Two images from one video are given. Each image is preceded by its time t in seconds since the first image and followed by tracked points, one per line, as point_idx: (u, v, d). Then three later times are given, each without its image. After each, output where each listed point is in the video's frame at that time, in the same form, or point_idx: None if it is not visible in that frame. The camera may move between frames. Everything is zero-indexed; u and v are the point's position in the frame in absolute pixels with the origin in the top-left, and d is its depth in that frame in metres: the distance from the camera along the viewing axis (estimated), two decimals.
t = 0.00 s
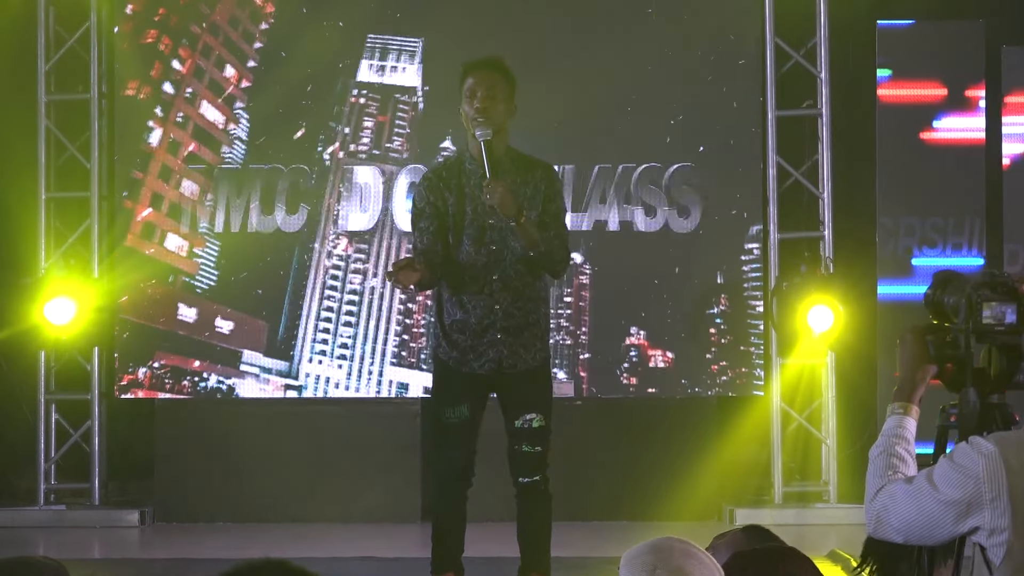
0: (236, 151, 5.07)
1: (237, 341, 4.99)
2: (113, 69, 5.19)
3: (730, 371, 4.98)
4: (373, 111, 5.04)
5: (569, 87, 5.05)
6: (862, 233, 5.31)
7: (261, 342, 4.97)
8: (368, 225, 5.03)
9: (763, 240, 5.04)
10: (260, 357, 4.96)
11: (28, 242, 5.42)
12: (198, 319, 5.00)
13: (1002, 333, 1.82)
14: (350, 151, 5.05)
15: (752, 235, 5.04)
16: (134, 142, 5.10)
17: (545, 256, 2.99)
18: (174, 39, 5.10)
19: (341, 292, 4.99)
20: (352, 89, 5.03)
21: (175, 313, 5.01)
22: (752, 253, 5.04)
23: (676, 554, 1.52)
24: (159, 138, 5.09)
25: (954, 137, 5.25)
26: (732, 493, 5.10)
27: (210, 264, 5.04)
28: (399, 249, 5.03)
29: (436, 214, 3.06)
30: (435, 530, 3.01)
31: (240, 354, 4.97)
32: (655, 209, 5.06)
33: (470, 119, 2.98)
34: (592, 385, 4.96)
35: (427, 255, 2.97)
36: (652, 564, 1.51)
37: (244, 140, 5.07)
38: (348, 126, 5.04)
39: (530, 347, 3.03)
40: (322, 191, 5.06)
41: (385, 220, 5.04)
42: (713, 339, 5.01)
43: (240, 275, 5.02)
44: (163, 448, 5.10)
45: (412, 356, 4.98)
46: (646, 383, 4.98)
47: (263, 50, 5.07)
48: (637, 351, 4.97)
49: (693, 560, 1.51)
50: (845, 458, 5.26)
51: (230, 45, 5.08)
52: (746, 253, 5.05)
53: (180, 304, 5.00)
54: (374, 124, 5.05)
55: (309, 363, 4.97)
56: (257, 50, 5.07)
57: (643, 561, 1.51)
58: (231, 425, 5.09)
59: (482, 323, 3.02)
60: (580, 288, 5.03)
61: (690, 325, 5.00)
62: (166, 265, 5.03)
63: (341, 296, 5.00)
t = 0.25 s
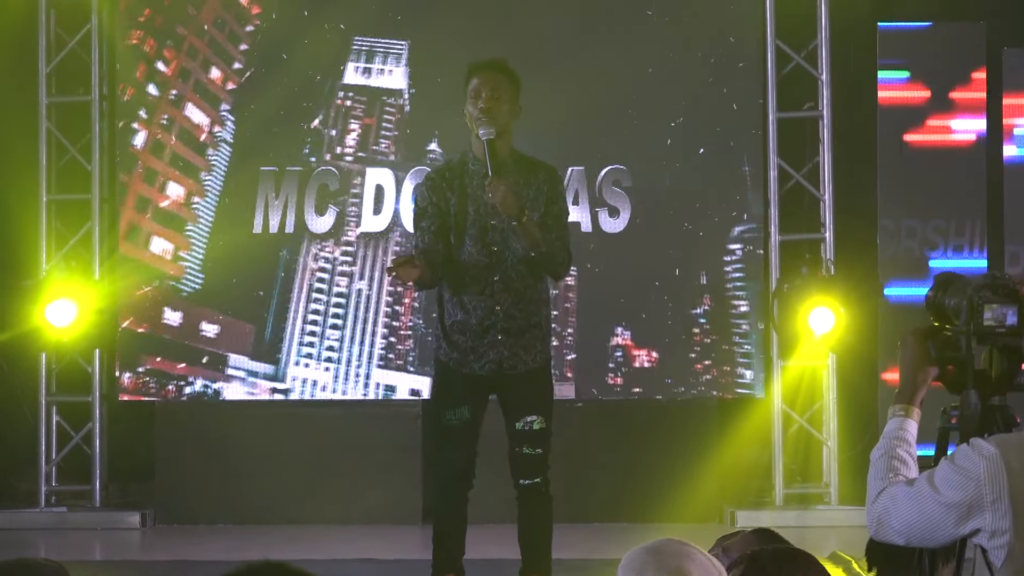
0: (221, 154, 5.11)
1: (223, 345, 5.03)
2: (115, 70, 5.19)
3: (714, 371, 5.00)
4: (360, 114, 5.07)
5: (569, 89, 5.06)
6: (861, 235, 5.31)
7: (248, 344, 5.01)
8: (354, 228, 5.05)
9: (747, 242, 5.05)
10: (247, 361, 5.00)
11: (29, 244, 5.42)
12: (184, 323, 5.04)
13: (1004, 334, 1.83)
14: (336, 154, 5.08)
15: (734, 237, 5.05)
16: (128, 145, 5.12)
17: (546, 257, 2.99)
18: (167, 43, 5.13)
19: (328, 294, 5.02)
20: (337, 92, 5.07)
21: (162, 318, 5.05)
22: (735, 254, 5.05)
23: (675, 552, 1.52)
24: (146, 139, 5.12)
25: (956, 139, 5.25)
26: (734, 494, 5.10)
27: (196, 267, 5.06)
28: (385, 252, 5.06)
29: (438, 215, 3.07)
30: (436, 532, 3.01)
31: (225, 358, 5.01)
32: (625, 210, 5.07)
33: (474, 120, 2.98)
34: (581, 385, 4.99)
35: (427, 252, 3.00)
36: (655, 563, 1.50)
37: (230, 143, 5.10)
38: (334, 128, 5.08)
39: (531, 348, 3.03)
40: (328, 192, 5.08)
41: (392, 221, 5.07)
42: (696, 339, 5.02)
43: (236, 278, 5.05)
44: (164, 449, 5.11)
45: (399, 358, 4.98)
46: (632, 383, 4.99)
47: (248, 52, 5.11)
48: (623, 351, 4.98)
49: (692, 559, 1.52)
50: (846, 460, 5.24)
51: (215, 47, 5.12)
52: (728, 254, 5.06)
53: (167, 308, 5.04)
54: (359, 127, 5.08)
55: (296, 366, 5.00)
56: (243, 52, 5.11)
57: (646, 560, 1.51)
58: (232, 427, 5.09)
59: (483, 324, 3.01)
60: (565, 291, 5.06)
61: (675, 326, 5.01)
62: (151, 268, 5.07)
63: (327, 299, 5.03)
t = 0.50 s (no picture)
0: (207, 155, 5.14)
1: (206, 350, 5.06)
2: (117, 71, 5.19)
3: (695, 368, 5.01)
4: (345, 115, 5.11)
5: (572, 91, 5.08)
6: (863, 236, 5.35)
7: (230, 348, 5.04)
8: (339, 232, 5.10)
9: (727, 243, 5.07)
10: (231, 364, 5.03)
11: (32, 245, 5.43)
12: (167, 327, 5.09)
13: (1006, 336, 1.82)
14: (321, 156, 5.13)
15: (716, 238, 5.08)
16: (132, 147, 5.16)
17: (549, 258, 2.98)
18: (166, 46, 5.18)
19: (313, 297, 5.07)
20: (323, 93, 5.11)
21: (144, 322, 5.10)
22: (717, 255, 5.07)
23: (669, 547, 1.53)
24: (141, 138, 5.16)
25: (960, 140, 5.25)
26: (736, 496, 5.10)
27: (179, 271, 5.11)
28: (371, 253, 5.09)
29: (442, 215, 3.05)
30: (440, 534, 3.00)
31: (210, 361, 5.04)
32: (626, 211, 5.09)
33: (480, 120, 2.97)
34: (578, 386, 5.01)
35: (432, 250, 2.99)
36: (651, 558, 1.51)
37: (215, 145, 5.13)
38: (319, 129, 5.12)
39: (534, 350, 3.03)
40: (332, 193, 5.12)
41: (395, 222, 5.11)
42: (680, 338, 5.04)
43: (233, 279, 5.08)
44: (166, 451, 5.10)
45: (384, 360, 5.03)
46: (616, 383, 5.02)
47: (235, 53, 5.15)
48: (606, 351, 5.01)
49: (686, 554, 1.52)
50: (850, 461, 5.26)
51: (200, 48, 5.16)
52: (711, 255, 5.08)
53: (150, 312, 5.10)
54: (345, 128, 5.12)
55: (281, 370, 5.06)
56: (229, 53, 5.15)
57: (641, 556, 1.52)
58: (235, 428, 5.09)
59: (486, 325, 3.02)
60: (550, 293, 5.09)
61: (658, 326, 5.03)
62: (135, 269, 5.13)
63: (312, 302, 5.07)
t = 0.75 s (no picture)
0: (195, 156, 5.17)
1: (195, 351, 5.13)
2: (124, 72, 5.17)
3: (684, 366, 5.09)
4: (335, 116, 5.14)
5: (579, 91, 5.09)
6: (872, 235, 5.28)
7: (223, 348, 5.11)
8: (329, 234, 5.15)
9: (716, 242, 5.09)
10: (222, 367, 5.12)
11: (38, 246, 5.43)
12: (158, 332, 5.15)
13: (1014, 337, 1.77)
14: (312, 157, 5.16)
15: (704, 237, 5.10)
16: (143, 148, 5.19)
17: (556, 259, 2.98)
18: (171, 47, 5.20)
19: (304, 299, 5.14)
20: (313, 94, 5.14)
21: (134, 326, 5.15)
22: (705, 254, 5.10)
23: (669, 547, 1.54)
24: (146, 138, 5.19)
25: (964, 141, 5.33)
26: (743, 496, 5.07)
27: (167, 273, 5.16)
28: (362, 254, 5.15)
29: (451, 214, 3.06)
30: (448, 534, 3.00)
31: (201, 364, 5.12)
32: (633, 211, 5.12)
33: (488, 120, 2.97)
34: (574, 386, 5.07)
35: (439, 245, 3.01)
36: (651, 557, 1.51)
37: (204, 145, 5.16)
38: (310, 130, 5.15)
39: (541, 350, 3.03)
40: (339, 193, 5.15)
41: (403, 222, 5.15)
42: (668, 336, 5.10)
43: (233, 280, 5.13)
44: (172, 451, 5.10)
45: (375, 361, 5.12)
46: (606, 382, 5.08)
47: (225, 53, 5.17)
48: (597, 350, 5.07)
49: (686, 554, 1.53)
50: (857, 461, 5.21)
51: (190, 47, 5.18)
52: (700, 255, 5.10)
53: (138, 315, 5.15)
54: (335, 129, 5.15)
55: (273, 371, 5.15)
56: (219, 53, 5.17)
57: (642, 554, 1.52)
58: (238, 429, 5.07)
59: (494, 325, 3.01)
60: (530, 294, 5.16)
61: (648, 325, 5.08)
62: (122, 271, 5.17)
63: (303, 303, 5.14)
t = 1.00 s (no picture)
0: (176, 156, 5.18)
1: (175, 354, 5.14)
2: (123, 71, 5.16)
3: (663, 362, 5.09)
4: (318, 116, 5.16)
5: (579, 90, 5.09)
6: (871, 235, 5.27)
7: (201, 351, 5.14)
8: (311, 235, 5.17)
9: (695, 241, 5.11)
10: (202, 369, 5.13)
11: (38, 246, 5.43)
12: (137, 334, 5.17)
13: (1013, 337, 1.74)
14: (293, 157, 5.19)
15: (683, 236, 5.11)
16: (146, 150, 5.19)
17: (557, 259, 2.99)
18: (170, 47, 5.19)
19: (286, 301, 5.17)
20: (296, 93, 5.15)
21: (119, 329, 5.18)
22: (683, 253, 5.11)
23: (646, 545, 1.53)
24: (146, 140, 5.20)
25: (962, 141, 5.33)
26: (742, 497, 5.06)
27: (147, 275, 5.17)
28: (344, 254, 5.18)
29: (452, 209, 3.08)
30: (447, 534, 3.00)
31: (179, 367, 5.13)
32: (632, 211, 5.13)
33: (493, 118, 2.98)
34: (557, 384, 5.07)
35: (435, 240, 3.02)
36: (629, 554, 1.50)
37: (184, 145, 5.17)
38: (291, 130, 5.17)
39: (540, 349, 3.03)
40: (339, 193, 5.18)
41: (403, 222, 5.16)
42: (649, 334, 5.10)
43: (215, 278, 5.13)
44: (171, 451, 5.10)
45: (358, 361, 5.15)
46: (586, 380, 5.09)
47: (205, 50, 5.17)
48: (578, 349, 5.08)
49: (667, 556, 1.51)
50: (857, 461, 5.21)
51: (171, 48, 5.19)
52: (678, 254, 5.11)
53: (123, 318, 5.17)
54: (318, 129, 5.17)
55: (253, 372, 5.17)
56: (198, 51, 5.17)
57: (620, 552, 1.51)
58: (238, 429, 5.06)
59: (493, 323, 3.01)
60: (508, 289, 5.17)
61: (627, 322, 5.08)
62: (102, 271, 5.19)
63: (285, 304, 5.18)
